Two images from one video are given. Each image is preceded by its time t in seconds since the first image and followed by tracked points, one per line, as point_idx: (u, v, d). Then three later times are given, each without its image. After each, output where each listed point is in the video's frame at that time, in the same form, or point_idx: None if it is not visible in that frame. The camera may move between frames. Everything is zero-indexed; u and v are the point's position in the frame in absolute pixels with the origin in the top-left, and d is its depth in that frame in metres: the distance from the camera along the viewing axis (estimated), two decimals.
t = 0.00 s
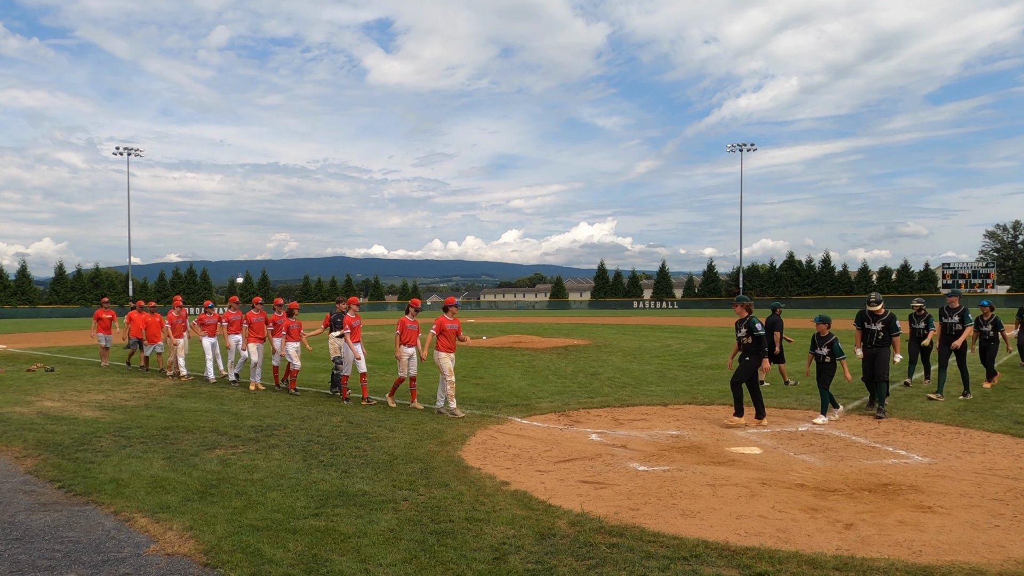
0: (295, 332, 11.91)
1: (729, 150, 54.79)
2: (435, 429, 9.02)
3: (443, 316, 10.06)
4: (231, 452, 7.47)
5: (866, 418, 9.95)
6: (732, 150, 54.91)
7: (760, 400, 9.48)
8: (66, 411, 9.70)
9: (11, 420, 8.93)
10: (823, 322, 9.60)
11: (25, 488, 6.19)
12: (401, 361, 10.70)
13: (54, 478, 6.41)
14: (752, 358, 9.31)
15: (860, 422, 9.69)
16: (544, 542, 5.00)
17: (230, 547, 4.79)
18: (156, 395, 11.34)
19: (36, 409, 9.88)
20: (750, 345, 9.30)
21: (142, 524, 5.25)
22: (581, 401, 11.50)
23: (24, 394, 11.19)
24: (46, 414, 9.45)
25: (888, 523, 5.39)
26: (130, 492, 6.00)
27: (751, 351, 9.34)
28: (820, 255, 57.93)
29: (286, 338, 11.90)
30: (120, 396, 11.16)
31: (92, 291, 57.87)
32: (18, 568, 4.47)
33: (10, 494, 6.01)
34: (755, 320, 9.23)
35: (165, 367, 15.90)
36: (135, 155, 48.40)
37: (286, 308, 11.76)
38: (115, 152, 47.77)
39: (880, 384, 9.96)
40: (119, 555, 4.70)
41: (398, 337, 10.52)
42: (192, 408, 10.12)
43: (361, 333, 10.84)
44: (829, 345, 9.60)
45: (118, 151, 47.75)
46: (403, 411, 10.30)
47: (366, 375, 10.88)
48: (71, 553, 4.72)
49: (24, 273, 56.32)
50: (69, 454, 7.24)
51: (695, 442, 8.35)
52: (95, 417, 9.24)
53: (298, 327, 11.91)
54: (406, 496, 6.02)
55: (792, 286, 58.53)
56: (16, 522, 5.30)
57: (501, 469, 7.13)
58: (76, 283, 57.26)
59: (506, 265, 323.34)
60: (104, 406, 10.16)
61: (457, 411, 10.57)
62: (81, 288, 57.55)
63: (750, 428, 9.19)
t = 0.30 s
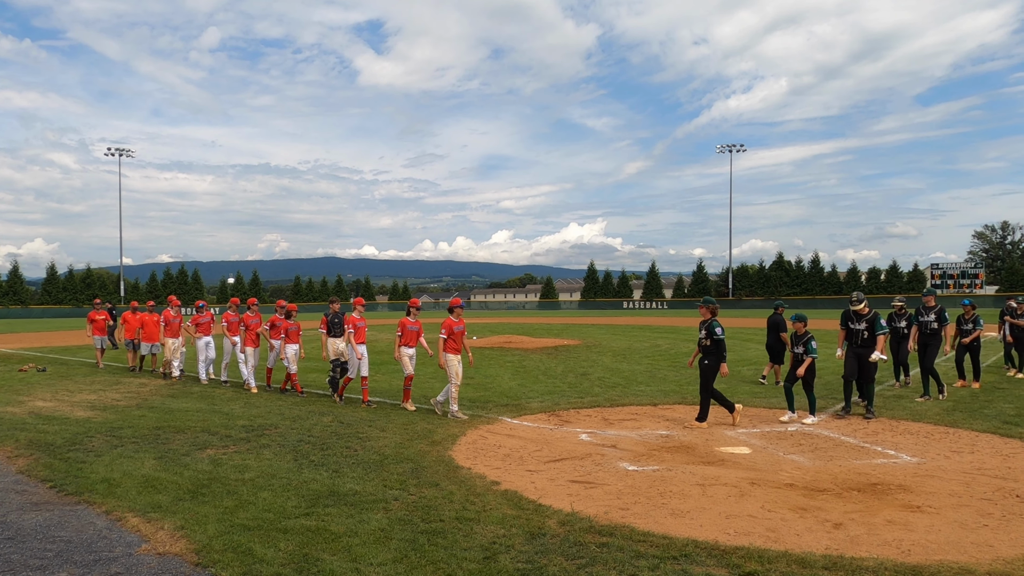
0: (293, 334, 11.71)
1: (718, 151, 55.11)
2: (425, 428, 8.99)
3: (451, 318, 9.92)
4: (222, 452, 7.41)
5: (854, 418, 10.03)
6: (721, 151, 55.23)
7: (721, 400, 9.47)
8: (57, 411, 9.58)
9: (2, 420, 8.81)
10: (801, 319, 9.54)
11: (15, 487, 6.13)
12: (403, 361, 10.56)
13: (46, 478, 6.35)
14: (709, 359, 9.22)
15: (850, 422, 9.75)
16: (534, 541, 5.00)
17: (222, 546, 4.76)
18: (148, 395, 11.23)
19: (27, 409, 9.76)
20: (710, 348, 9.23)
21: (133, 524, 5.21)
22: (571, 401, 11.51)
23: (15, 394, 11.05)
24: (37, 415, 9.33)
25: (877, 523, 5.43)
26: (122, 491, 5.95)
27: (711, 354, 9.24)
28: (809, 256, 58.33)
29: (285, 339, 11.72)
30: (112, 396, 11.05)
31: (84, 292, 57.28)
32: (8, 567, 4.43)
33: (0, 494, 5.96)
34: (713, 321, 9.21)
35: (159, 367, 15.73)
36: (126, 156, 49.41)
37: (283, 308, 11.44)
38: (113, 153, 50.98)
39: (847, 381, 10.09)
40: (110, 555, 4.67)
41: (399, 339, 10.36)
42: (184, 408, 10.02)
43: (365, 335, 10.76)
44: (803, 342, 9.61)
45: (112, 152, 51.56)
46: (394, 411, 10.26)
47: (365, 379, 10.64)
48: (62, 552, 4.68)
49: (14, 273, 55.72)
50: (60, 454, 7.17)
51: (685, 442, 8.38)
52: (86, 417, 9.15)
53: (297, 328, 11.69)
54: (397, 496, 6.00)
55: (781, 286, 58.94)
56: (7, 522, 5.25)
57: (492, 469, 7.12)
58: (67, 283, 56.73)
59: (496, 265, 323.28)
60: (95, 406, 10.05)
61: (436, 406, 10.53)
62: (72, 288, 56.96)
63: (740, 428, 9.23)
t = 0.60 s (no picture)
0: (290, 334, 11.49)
1: (708, 152, 55.41)
2: (416, 428, 8.95)
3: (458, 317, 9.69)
4: (214, 451, 7.35)
5: (843, 418, 10.10)
6: (710, 152, 55.60)
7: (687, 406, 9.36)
8: (48, 411, 9.47)
9: None
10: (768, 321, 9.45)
11: (5, 487, 6.07)
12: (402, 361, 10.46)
13: (37, 477, 6.29)
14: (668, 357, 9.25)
15: (839, 421, 9.81)
16: (524, 541, 5.00)
17: (213, 546, 4.72)
18: (140, 395, 11.13)
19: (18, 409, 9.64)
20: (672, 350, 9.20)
21: (125, 523, 5.16)
22: (561, 401, 11.51)
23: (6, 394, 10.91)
24: (28, 414, 9.21)
25: (867, 522, 5.47)
26: (113, 491, 5.89)
27: (672, 355, 9.24)
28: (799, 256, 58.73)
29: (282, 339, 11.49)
30: (104, 396, 10.93)
31: (77, 292, 56.76)
32: None
33: None
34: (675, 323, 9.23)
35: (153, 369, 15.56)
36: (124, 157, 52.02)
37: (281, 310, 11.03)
38: (107, 154, 50.36)
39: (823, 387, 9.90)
40: (102, 554, 4.64)
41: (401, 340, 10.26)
42: (175, 408, 9.93)
43: (366, 335, 10.68)
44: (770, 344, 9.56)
45: (106, 153, 51.86)
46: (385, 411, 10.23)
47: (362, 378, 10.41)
48: (53, 552, 4.64)
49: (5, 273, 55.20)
50: (51, 454, 7.09)
51: (675, 442, 8.41)
52: (78, 417, 9.05)
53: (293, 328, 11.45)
54: (388, 495, 5.98)
55: (770, 286, 59.32)
56: None
57: (482, 469, 7.11)
58: (60, 283, 56.22)
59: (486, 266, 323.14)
60: (87, 406, 9.94)
61: (429, 410, 10.48)
62: (63, 288, 56.42)
63: (730, 429, 9.26)
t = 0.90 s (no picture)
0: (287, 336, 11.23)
1: (698, 153, 55.63)
2: (406, 428, 8.92)
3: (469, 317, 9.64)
4: (205, 451, 7.29)
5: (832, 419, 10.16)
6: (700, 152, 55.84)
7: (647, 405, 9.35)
8: (40, 411, 9.36)
9: None
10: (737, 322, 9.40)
11: None
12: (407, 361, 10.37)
13: (29, 477, 6.22)
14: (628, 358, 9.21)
15: (829, 422, 9.87)
16: (514, 540, 4.99)
17: (205, 545, 4.68)
18: (131, 395, 11.02)
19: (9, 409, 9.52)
20: (634, 350, 9.14)
21: (117, 522, 5.12)
22: (551, 401, 11.52)
23: None
24: (20, 414, 9.10)
25: (856, 522, 5.51)
26: (105, 491, 5.84)
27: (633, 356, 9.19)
28: (790, 257, 59.16)
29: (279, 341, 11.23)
30: (96, 396, 10.82)
31: (68, 293, 56.21)
32: None
33: None
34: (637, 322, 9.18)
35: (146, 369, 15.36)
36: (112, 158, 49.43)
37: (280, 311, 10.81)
38: (93, 154, 49.21)
39: (810, 387, 9.75)
40: (93, 554, 4.60)
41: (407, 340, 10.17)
42: (167, 408, 9.84)
43: (366, 337, 10.52)
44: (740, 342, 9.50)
45: (97, 154, 48.96)
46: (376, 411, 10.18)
47: (362, 381, 10.38)
48: (45, 552, 4.60)
49: None
50: (42, 454, 7.01)
51: (665, 442, 8.44)
52: (70, 417, 8.95)
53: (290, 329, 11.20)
54: (378, 495, 5.95)
55: (759, 286, 59.68)
56: None
57: (472, 469, 7.09)
58: (51, 283, 55.64)
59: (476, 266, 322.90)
60: (78, 406, 9.83)
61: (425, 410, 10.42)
62: (54, 289, 55.85)
63: (720, 428, 9.30)
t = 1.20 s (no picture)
0: (286, 336, 11.02)
1: (688, 154, 55.92)
2: (397, 428, 8.89)
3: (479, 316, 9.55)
4: (196, 451, 7.22)
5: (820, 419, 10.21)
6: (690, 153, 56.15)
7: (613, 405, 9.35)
8: (31, 411, 9.24)
9: None
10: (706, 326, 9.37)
11: None
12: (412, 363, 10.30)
13: (20, 477, 6.15)
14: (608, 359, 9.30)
15: (817, 422, 9.93)
16: (504, 540, 4.98)
17: (196, 545, 4.64)
18: (122, 395, 10.91)
19: None
20: (596, 350, 9.20)
21: (108, 522, 5.07)
22: (541, 401, 11.53)
23: None
24: (11, 414, 8.98)
25: (844, 521, 5.55)
26: (96, 490, 5.78)
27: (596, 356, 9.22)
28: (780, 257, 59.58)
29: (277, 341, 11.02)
30: (87, 396, 10.70)
31: (60, 293, 55.65)
32: None
33: None
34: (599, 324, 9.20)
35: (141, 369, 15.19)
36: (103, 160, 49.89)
37: (280, 310, 10.64)
38: (83, 154, 49.31)
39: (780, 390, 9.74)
40: (85, 553, 4.55)
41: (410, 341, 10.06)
42: (158, 408, 9.75)
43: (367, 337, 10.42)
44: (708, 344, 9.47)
45: (88, 155, 49.46)
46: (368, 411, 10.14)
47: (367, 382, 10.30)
48: (36, 552, 4.55)
49: None
50: (34, 453, 6.92)
51: (655, 442, 8.47)
52: (61, 416, 8.86)
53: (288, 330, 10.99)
54: (369, 495, 5.93)
55: (749, 287, 60.06)
56: None
57: (463, 469, 7.08)
58: (44, 283, 55.07)
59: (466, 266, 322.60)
60: (69, 406, 9.72)
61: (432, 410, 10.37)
62: (42, 288, 55.25)
63: (709, 428, 9.33)
